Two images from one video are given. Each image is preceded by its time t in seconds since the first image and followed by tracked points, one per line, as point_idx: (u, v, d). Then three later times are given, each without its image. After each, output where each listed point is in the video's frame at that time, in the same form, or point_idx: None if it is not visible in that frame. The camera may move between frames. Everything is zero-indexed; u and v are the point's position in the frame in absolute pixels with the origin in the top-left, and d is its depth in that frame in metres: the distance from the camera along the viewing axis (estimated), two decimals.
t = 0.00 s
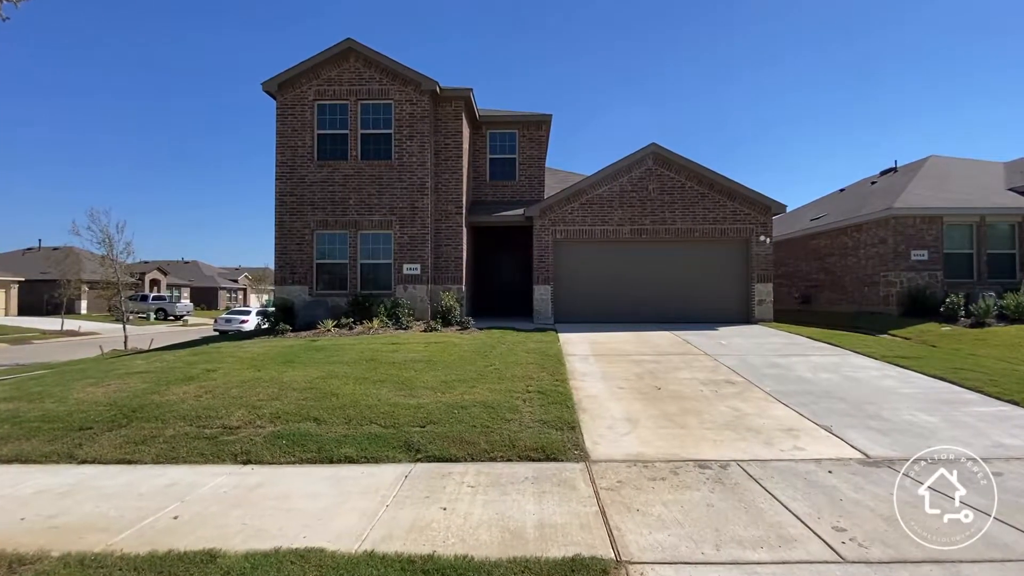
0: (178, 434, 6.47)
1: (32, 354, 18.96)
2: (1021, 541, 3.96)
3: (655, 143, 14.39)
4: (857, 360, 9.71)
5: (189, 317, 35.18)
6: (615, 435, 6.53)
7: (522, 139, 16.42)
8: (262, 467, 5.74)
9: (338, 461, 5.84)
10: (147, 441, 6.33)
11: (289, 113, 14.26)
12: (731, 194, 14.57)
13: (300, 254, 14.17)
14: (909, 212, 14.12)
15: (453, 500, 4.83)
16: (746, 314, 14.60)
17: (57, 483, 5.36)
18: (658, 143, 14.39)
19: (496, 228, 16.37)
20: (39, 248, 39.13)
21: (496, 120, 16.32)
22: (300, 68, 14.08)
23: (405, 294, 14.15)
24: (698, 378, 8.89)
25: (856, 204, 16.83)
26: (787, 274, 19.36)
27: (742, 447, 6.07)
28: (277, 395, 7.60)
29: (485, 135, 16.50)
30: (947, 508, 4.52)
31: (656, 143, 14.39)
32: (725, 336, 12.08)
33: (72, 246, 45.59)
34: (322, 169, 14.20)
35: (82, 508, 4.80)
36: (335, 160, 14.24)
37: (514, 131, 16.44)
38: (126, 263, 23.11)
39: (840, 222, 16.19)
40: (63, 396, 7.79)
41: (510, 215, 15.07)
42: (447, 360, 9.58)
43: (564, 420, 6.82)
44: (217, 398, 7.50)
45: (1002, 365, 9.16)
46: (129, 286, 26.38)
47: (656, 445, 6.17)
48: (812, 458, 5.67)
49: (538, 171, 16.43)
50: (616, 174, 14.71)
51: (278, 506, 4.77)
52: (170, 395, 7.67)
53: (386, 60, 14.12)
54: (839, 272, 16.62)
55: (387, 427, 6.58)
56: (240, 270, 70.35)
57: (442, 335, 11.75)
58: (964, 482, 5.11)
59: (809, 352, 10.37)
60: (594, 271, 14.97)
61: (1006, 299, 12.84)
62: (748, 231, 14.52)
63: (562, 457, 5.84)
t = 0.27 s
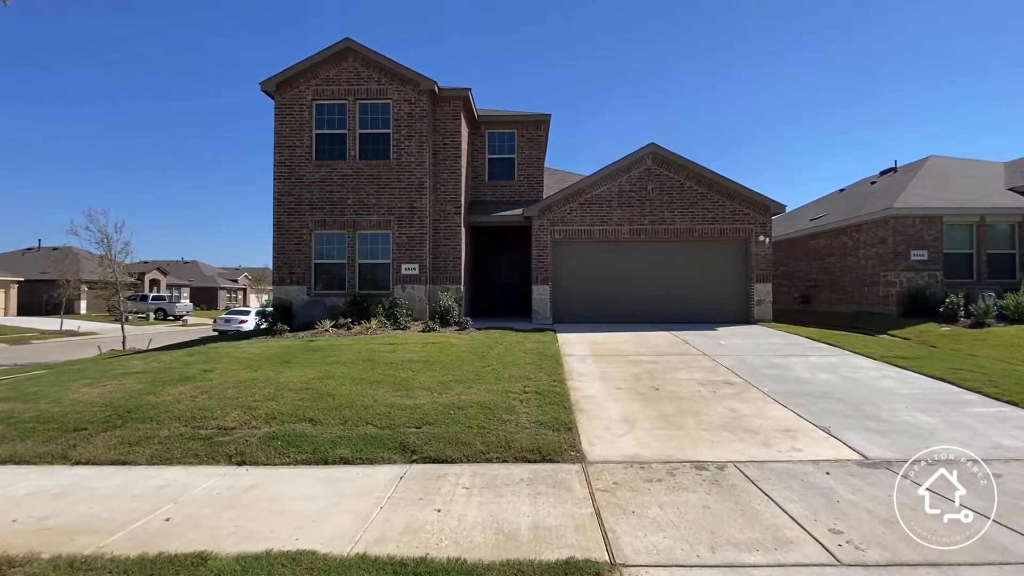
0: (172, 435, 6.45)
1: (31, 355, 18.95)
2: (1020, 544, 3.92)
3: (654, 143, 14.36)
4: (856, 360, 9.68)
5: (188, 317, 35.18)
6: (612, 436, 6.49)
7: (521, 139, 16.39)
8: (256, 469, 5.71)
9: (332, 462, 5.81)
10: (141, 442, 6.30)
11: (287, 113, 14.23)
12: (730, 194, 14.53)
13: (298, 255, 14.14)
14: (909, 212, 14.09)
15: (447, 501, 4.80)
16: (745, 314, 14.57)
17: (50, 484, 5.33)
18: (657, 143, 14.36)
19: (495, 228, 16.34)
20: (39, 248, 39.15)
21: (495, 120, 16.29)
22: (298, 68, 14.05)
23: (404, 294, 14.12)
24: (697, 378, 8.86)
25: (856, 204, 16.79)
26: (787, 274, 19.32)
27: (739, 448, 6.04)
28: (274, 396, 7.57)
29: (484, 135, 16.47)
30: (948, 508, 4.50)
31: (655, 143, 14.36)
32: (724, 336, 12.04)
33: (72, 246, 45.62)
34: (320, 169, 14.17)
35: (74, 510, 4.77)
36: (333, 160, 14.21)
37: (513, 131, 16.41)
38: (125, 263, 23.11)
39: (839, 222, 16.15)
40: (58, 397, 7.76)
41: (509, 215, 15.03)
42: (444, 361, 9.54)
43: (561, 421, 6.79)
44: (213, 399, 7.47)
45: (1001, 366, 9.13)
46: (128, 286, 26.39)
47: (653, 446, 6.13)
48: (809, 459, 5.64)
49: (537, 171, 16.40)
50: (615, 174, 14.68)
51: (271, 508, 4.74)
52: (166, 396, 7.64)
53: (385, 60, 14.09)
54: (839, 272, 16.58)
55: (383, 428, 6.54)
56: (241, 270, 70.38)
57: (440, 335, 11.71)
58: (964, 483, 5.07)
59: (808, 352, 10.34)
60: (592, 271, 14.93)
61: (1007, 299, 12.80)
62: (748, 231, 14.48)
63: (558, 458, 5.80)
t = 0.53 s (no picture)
0: (168, 435, 6.44)
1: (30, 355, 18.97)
2: (1016, 546, 3.90)
3: (653, 143, 14.34)
4: (855, 361, 9.66)
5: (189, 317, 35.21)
6: (609, 436, 6.48)
7: (520, 139, 16.37)
8: (251, 469, 5.70)
9: (328, 463, 5.80)
10: (137, 442, 6.29)
11: (286, 113, 14.22)
12: (729, 194, 14.51)
13: (297, 255, 14.13)
14: (909, 213, 14.06)
15: (442, 502, 4.78)
16: (745, 314, 14.55)
17: (45, 485, 5.32)
18: (656, 143, 14.34)
19: (494, 228, 16.32)
20: (39, 249, 39.19)
21: (494, 120, 16.27)
22: (297, 68, 14.04)
23: (402, 294, 14.10)
24: (695, 379, 8.85)
25: (856, 204, 16.77)
26: (787, 274, 19.29)
27: (736, 449, 6.02)
28: (271, 396, 7.56)
29: (483, 135, 16.45)
30: (947, 508, 4.50)
31: (654, 143, 14.34)
32: (723, 336, 12.03)
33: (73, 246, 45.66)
34: (318, 169, 14.16)
35: (68, 511, 4.76)
36: (332, 160, 14.20)
37: (512, 131, 16.40)
38: (125, 263, 23.13)
39: (839, 222, 16.13)
40: (55, 397, 7.75)
41: (508, 215, 15.02)
42: (442, 361, 9.52)
43: (558, 421, 6.77)
44: (209, 400, 7.46)
45: (1000, 366, 9.11)
46: (128, 286, 26.42)
47: (649, 447, 6.12)
48: (806, 460, 5.62)
49: (536, 171, 16.38)
50: (614, 174, 14.66)
51: (266, 509, 4.72)
52: (163, 396, 7.63)
53: (383, 60, 14.08)
54: (838, 272, 16.55)
55: (379, 428, 6.53)
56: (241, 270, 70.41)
57: (438, 335, 11.70)
58: (963, 485, 5.04)
59: (806, 352, 10.32)
60: (592, 272, 14.91)
61: (1006, 299, 12.76)
62: (747, 231, 14.46)
63: (554, 459, 5.79)
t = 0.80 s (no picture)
0: (167, 434, 6.44)
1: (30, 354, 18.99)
2: (1014, 546, 3.90)
3: (652, 144, 14.34)
4: (854, 361, 9.66)
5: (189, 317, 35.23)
6: (607, 436, 6.47)
7: (520, 139, 16.38)
8: (250, 469, 5.70)
9: (326, 463, 5.80)
10: (135, 442, 6.29)
11: (285, 113, 14.22)
12: (729, 194, 14.50)
13: (296, 255, 14.13)
14: (909, 213, 14.06)
15: (440, 502, 4.78)
16: (744, 314, 14.54)
17: (42, 484, 5.32)
18: (656, 144, 14.34)
19: (494, 229, 16.32)
20: (39, 248, 39.23)
21: (494, 120, 16.27)
22: (296, 68, 14.04)
23: (402, 294, 14.10)
24: (694, 379, 8.84)
25: (856, 204, 16.76)
26: (786, 274, 19.28)
27: (735, 449, 6.01)
28: (269, 396, 7.56)
29: (483, 135, 16.44)
30: (947, 508, 4.51)
31: (653, 144, 14.34)
32: (722, 336, 12.03)
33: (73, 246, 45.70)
34: (318, 169, 14.16)
35: (65, 510, 4.75)
36: (331, 160, 14.20)
37: (512, 131, 16.40)
38: (125, 263, 23.15)
39: (838, 222, 16.12)
40: (54, 397, 7.75)
41: (508, 215, 15.03)
42: (441, 361, 9.52)
43: (556, 421, 6.77)
44: (208, 399, 7.46)
45: (999, 366, 9.10)
46: (128, 285, 26.44)
47: (648, 447, 6.12)
48: (804, 461, 5.61)
49: (536, 171, 16.39)
50: (614, 174, 14.66)
51: (263, 509, 4.72)
52: (162, 396, 7.64)
53: (383, 60, 14.09)
54: (838, 272, 16.54)
55: (378, 428, 6.53)
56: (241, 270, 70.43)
57: (438, 335, 11.70)
58: (962, 484, 5.04)
59: (805, 352, 10.31)
60: (591, 272, 14.92)
61: (1006, 299, 12.75)
62: (746, 231, 14.45)
63: (552, 459, 5.79)
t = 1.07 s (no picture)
0: (169, 433, 6.46)
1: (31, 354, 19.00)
2: (1016, 546, 3.91)
3: (654, 143, 14.36)
4: (854, 361, 9.67)
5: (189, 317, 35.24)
6: (609, 436, 6.48)
7: (521, 139, 16.39)
8: (252, 468, 5.72)
9: (329, 462, 5.82)
10: (138, 441, 6.30)
11: (287, 113, 14.24)
12: (730, 194, 14.52)
13: (298, 255, 14.14)
14: (910, 213, 14.07)
15: (442, 501, 4.79)
16: (745, 314, 14.55)
17: (45, 483, 5.33)
18: (657, 144, 14.36)
19: (495, 229, 16.33)
20: (40, 248, 39.24)
21: (495, 120, 16.28)
22: (298, 67, 14.06)
23: (403, 294, 14.11)
24: (695, 378, 8.85)
25: (856, 205, 16.77)
26: (787, 274, 19.29)
27: (736, 449, 6.03)
28: (271, 396, 7.58)
29: (484, 135, 16.45)
30: (947, 508, 4.51)
31: (655, 144, 14.36)
32: (723, 336, 12.04)
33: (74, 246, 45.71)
34: (320, 168, 14.18)
35: (68, 509, 4.76)
36: (333, 160, 14.21)
37: (513, 131, 16.42)
38: (126, 262, 23.16)
39: (839, 222, 16.13)
40: (56, 396, 7.77)
41: (509, 215, 15.04)
42: (442, 361, 9.53)
43: (558, 421, 6.78)
44: (211, 399, 7.47)
45: (1000, 367, 9.11)
46: (129, 285, 26.45)
47: (649, 447, 6.12)
48: (806, 460, 5.63)
49: (537, 171, 16.40)
50: (614, 174, 14.68)
51: (266, 508, 4.73)
52: (164, 395, 7.65)
53: (385, 60, 14.11)
54: (839, 272, 16.56)
55: (380, 427, 6.54)
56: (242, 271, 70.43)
57: (439, 335, 11.70)
58: (963, 484, 5.05)
59: (806, 352, 10.32)
60: (592, 272, 14.93)
61: (1007, 300, 12.75)
62: (747, 231, 14.45)
63: (554, 459, 5.79)
